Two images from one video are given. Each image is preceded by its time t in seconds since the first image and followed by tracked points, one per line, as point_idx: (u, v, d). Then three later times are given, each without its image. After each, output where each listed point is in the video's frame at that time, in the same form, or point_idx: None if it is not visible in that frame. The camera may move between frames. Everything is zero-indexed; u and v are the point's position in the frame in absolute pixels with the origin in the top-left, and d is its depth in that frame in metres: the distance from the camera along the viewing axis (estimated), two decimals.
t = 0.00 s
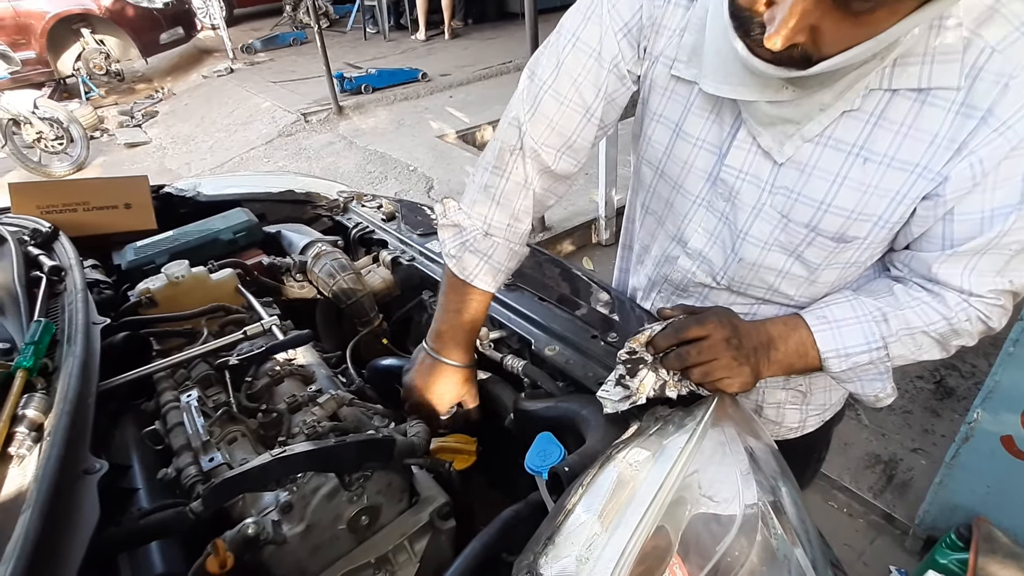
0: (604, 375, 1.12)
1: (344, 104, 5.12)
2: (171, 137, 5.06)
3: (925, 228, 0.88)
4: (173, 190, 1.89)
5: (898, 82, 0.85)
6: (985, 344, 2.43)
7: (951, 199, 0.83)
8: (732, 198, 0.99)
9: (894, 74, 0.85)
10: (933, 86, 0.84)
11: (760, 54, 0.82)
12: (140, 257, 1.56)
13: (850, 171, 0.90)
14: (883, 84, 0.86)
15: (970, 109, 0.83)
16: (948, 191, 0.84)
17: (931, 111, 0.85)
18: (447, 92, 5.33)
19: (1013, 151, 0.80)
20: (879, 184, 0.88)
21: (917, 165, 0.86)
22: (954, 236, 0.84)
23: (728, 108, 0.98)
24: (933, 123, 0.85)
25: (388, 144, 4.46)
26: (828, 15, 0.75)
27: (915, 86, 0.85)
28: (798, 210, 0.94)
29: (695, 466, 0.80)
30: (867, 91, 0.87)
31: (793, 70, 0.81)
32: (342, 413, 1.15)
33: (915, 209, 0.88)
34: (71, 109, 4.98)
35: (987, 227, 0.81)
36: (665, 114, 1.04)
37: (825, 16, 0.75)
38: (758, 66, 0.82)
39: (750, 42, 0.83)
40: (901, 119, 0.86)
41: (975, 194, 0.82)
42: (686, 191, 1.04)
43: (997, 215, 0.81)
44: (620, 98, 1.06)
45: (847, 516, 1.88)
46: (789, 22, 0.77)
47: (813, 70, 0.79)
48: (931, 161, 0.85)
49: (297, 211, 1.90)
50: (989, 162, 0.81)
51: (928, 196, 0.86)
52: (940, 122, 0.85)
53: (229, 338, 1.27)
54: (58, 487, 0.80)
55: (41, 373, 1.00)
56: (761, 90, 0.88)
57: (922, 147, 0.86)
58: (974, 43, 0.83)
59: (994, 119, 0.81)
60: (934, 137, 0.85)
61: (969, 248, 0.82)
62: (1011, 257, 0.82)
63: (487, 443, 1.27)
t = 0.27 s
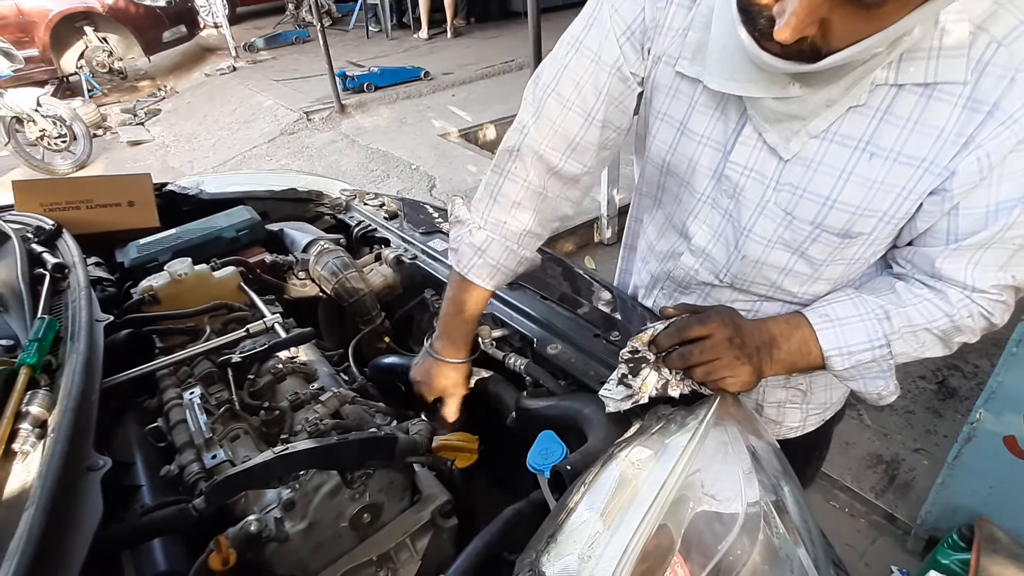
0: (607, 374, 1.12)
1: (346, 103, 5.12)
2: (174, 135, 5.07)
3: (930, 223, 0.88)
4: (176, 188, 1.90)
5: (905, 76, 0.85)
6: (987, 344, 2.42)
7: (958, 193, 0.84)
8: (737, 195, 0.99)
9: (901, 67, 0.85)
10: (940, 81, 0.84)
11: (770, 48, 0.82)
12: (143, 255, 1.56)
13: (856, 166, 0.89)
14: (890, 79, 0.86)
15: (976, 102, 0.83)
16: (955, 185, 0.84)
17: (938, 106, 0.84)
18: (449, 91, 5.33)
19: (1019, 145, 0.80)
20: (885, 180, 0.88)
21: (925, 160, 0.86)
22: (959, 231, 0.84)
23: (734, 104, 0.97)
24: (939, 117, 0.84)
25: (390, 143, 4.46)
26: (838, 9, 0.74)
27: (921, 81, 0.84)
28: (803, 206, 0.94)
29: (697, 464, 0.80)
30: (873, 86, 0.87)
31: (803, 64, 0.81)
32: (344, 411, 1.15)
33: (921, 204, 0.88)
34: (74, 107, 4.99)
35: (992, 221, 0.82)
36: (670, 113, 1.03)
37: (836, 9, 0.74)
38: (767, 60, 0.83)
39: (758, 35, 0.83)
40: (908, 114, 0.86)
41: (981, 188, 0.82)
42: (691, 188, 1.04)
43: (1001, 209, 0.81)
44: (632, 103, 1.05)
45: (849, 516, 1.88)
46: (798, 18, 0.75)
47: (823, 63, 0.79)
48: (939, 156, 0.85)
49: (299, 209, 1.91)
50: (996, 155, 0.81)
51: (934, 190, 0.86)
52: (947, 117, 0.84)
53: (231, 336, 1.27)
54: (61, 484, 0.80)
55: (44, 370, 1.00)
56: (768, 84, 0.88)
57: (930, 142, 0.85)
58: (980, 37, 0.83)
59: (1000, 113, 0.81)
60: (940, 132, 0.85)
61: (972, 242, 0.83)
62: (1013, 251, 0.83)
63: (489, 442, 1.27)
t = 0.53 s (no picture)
0: (611, 372, 1.12)
1: (349, 101, 5.13)
2: (177, 133, 5.08)
3: (935, 220, 0.88)
4: (179, 186, 1.90)
5: (909, 73, 0.85)
6: (991, 344, 2.42)
7: (963, 189, 0.83)
8: (742, 194, 0.98)
9: (904, 65, 0.85)
10: (944, 77, 0.84)
11: (774, 46, 0.82)
12: (147, 252, 1.57)
13: (861, 162, 0.89)
14: (894, 76, 0.86)
15: (980, 97, 0.83)
16: (960, 181, 0.83)
17: (942, 102, 0.84)
18: (451, 89, 5.33)
19: None
20: (890, 176, 0.88)
21: (930, 156, 0.85)
22: (965, 227, 0.84)
23: (738, 103, 0.97)
24: (945, 113, 0.85)
25: (393, 141, 4.47)
26: (843, 6, 0.74)
27: (925, 77, 0.84)
28: (808, 204, 0.94)
29: (702, 463, 0.80)
30: (877, 83, 0.87)
31: (806, 61, 0.81)
32: (348, 409, 1.14)
33: (927, 200, 0.87)
34: (77, 104, 4.99)
35: (997, 216, 0.81)
36: (673, 112, 1.03)
37: (841, 5, 0.74)
38: (773, 58, 0.82)
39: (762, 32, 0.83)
40: (912, 110, 0.86)
41: (986, 184, 0.82)
42: (695, 187, 1.04)
43: (1007, 204, 0.81)
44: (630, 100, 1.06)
45: (851, 516, 1.87)
46: (802, 13, 0.75)
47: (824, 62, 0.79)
48: (944, 152, 0.85)
49: (302, 207, 1.91)
50: (1002, 150, 0.80)
51: (940, 187, 0.86)
52: (952, 113, 0.84)
53: (235, 333, 1.27)
54: (67, 481, 0.81)
55: (50, 366, 1.00)
56: (771, 83, 0.88)
57: (934, 138, 0.85)
58: (984, 32, 0.83)
59: (1005, 108, 0.80)
60: (944, 128, 0.85)
61: (977, 239, 0.82)
62: (1019, 248, 0.82)
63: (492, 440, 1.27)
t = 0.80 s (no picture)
0: (615, 371, 1.12)
1: (353, 99, 5.13)
2: (180, 130, 5.08)
3: (941, 216, 0.87)
4: (184, 183, 1.90)
5: (917, 68, 0.85)
6: (995, 345, 2.41)
7: (970, 184, 0.83)
8: (748, 187, 0.98)
9: (912, 60, 0.85)
10: (953, 72, 0.84)
11: (783, 35, 0.82)
12: (151, 249, 1.57)
13: (867, 157, 0.89)
14: (902, 70, 0.86)
15: (989, 92, 0.83)
16: (967, 176, 0.83)
17: (951, 97, 0.85)
18: (455, 87, 5.33)
19: None
20: (897, 171, 0.88)
21: (937, 151, 0.85)
22: (971, 223, 0.84)
23: (746, 96, 0.97)
24: (952, 108, 0.84)
25: (396, 139, 4.47)
26: None
27: (934, 71, 0.85)
28: (814, 198, 0.93)
29: (707, 463, 0.79)
30: (885, 77, 0.87)
31: (817, 51, 0.81)
32: (352, 406, 1.14)
33: (933, 196, 0.87)
34: (82, 101, 5.00)
35: (1004, 212, 0.81)
36: (681, 106, 1.03)
37: None
38: (782, 48, 0.82)
39: (772, 21, 0.83)
40: (920, 104, 0.86)
41: (993, 179, 0.82)
42: (702, 181, 1.04)
43: (1013, 200, 0.81)
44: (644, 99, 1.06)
45: (854, 516, 1.87)
46: None
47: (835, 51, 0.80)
48: (951, 148, 0.85)
49: (306, 205, 1.91)
50: (1009, 145, 0.80)
51: (946, 182, 0.86)
52: (960, 108, 0.84)
53: (239, 329, 1.27)
54: (73, 476, 0.81)
55: (56, 361, 1.01)
56: (780, 75, 0.89)
57: (942, 133, 0.85)
58: (992, 27, 0.83)
59: (1014, 103, 0.81)
60: (952, 123, 0.85)
61: (983, 234, 0.82)
62: None
63: (494, 438, 1.27)
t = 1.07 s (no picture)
0: (621, 369, 1.11)
1: (357, 96, 5.13)
2: (185, 127, 5.09)
3: (948, 208, 0.87)
4: (189, 179, 1.91)
5: (922, 59, 0.85)
6: (1001, 346, 2.40)
7: (977, 174, 0.83)
8: (756, 181, 0.98)
9: (917, 52, 0.85)
10: (958, 62, 0.83)
11: (787, 26, 0.82)
12: (157, 245, 1.57)
13: (874, 148, 0.89)
14: (907, 62, 0.85)
15: (995, 82, 0.82)
16: (974, 166, 0.83)
17: (956, 87, 0.84)
18: (459, 85, 5.32)
19: None
20: (904, 162, 0.88)
21: (944, 142, 0.85)
22: (977, 214, 0.83)
23: (753, 90, 0.97)
24: (958, 99, 0.84)
25: (400, 137, 4.47)
26: None
27: (939, 62, 0.84)
28: (822, 191, 0.93)
29: (715, 460, 0.79)
30: (891, 69, 0.86)
31: (821, 42, 0.80)
32: (357, 402, 1.15)
33: (940, 187, 0.87)
34: (86, 98, 5.01)
35: (1010, 202, 0.81)
36: (687, 101, 1.03)
37: None
38: (787, 39, 0.82)
39: (774, 12, 0.83)
40: (926, 96, 0.86)
41: (1001, 169, 0.81)
42: (708, 176, 1.03)
43: (1019, 191, 0.80)
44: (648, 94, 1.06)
45: (857, 516, 1.87)
46: None
47: (841, 41, 0.79)
48: (957, 139, 0.85)
49: (311, 201, 1.91)
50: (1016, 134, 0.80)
51: (954, 173, 0.86)
52: (965, 98, 0.84)
53: (244, 325, 1.27)
54: (81, 470, 0.81)
55: (63, 356, 1.01)
56: (786, 67, 0.89)
57: (947, 124, 0.85)
58: (996, 18, 0.83)
59: (1019, 92, 0.80)
60: (958, 113, 0.84)
61: (989, 225, 0.82)
62: None
63: (499, 435, 1.27)
